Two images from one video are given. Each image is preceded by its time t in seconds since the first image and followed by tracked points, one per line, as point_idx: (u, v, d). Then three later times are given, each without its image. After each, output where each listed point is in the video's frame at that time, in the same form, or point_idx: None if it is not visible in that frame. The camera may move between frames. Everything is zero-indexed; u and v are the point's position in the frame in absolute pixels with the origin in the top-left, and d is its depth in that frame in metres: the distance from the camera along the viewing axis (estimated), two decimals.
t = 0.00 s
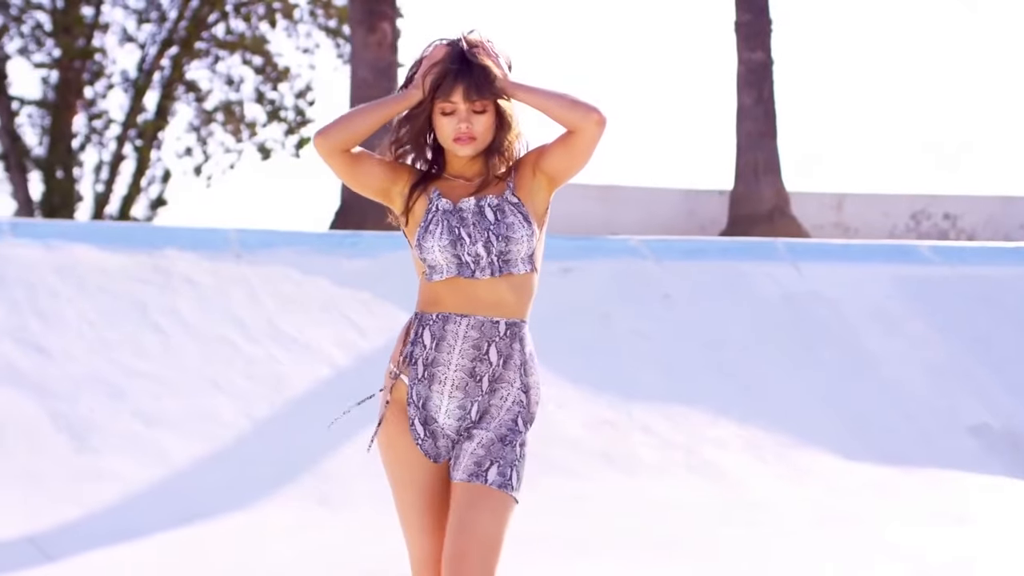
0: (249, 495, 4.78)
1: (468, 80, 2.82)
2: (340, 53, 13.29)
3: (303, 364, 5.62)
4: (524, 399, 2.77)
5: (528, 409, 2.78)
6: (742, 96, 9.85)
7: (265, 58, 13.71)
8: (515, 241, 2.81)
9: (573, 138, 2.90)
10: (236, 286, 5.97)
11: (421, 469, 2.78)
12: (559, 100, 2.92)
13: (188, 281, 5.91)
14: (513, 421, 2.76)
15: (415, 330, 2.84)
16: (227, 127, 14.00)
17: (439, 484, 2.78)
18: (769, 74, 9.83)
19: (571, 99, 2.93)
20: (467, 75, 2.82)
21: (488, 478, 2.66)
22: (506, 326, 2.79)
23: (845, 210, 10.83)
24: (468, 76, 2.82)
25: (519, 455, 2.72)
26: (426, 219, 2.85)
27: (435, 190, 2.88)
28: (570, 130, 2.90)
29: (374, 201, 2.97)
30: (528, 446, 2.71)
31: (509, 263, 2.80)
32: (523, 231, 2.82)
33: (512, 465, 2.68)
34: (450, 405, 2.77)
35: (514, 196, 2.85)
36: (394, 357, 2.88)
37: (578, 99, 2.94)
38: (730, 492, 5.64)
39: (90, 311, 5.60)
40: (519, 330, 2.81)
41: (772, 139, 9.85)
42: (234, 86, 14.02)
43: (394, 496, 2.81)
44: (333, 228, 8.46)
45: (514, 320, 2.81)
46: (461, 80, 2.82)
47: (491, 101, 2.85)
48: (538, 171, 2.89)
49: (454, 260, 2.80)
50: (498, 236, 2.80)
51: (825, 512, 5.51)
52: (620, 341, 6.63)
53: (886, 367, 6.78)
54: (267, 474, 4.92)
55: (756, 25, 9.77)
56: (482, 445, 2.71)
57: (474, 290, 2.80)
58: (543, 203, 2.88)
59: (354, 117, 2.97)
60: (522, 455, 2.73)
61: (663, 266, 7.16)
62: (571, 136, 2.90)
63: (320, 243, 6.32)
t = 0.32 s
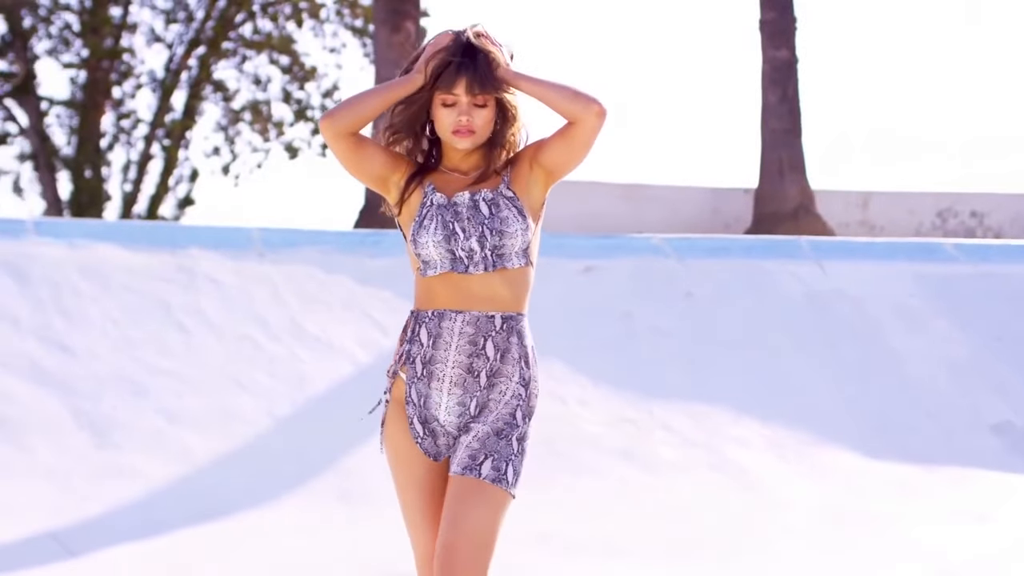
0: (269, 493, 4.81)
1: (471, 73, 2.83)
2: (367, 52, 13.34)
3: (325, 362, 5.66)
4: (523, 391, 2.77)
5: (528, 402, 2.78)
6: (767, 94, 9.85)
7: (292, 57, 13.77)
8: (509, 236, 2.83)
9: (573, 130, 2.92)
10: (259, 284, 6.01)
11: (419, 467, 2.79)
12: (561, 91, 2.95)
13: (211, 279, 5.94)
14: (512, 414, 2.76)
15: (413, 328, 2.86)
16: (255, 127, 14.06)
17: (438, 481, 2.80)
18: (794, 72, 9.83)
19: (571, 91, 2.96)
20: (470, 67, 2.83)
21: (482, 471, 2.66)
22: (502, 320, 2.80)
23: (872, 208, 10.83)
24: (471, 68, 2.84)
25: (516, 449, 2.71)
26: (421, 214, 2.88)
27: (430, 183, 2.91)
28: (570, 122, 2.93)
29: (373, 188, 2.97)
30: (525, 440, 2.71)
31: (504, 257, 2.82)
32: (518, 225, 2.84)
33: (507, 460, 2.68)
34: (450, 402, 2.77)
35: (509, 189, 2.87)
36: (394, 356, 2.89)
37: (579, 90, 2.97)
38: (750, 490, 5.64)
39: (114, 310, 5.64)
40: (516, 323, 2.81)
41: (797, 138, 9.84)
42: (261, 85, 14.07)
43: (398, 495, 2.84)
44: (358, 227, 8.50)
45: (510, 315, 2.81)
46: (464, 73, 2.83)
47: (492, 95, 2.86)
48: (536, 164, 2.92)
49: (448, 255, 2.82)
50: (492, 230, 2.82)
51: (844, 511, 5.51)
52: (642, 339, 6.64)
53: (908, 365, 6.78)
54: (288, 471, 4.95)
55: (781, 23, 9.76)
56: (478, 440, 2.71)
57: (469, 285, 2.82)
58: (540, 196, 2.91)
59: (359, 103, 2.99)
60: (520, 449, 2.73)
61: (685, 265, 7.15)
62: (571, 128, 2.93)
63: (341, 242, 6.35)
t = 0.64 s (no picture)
0: (286, 492, 4.83)
1: (475, 70, 2.84)
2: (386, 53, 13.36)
3: (341, 360, 5.68)
4: (522, 389, 2.78)
5: (528, 400, 2.79)
6: (786, 93, 9.85)
7: (312, 57, 13.80)
8: (505, 234, 2.84)
9: (573, 126, 2.95)
10: (276, 283, 6.03)
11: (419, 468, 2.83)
12: (563, 86, 2.97)
13: (229, 279, 5.96)
14: (513, 413, 2.77)
15: (411, 328, 2.87)
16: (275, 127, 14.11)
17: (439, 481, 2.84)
18: (812, 71, 9.82)
19: (572, 86, 2.98)
20: (475, 65, 2.84)
21: (485, 476, 2.69)
22: (499, 318, 2.80)
23: (891, 207, 10.83)
24: (476, 66, 2.84)
25: (518, 451, 2.74)
26: (418, 212, 2.89)
27: (428, 180, 2.93)
28: (570, 118, 2.96)
29: (372, 182, 2.99)
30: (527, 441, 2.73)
31: (500, 255, 2.83)
32: (514, 223, 2.85)
33: (509, 463, 2.71)
34: (450, 402, 2.78)
35: (506, 188, 2.89)
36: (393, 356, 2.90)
37: (581, 86, 3.00)
38: (766, 489, 5.64)
39: (131, 309, 5.67)
40: (514, 321, 2.81)
41: (816, 136, 9.84)
42: (281, 85, 14.12)
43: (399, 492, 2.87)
44: (376, 227, 8.52)
45: (508, 312, 2.82)
46: (469, 70, 2.84)
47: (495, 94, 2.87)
48: (535, 163, 2.94)
49: (444, 254, 2.83)
50: (488, 228, 2.84)
51: (861, 511, 5.49)
52: (659, 338, 6.64)
53: (926, 364, 6.77)
54: (304, 471, 4.97)
55: (801, 22, 9.75)
56: (479, 442, 2.73)
57: (466, 283, 2.82)
58: (538, 194, 2.93)
59: (364, 93, 3.01)
60: (522, 450, 2.75)
61: (702, 265, 7.13)
62: (572, 123, 2.96)
63: (359, 241, 6.37)
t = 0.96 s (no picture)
0: (309, 491, 4.87)
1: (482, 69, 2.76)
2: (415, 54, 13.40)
3: (364, 360, 5.72)
4: (523, 392, 2.68)
5: (529, 403, 2.69)
6: (812, 93, 9.84)
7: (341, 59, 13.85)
8: (501, 234, 2.74)
9: (573, 125, 2.84)
10: (300, 284, 6.07)
11: (422, 472, 2.74)
12: (565, 83, 2.87)
13: (254, 280, 6.00)
14: (515, 417, 2.67)
15: (410, 332, 2.76)
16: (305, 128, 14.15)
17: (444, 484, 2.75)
18: (839, 70, 9.82)
19: (575, 83, 2.88)
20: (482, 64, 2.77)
21: (492, 484, 2.59)
22: (496, 319, 2.70)
23: (919, 206, 10.79)
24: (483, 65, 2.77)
25: (523, 455, 2.64)
26: (414, 211, 2.79)
27: (424, 179, 2.83)
28: (570, 115, 2.85)
29: (372, 178, 2.89)
30: (532, 446, 2.63)
31: (495, 255, 2.73)
32: (510, 224, 2.75)
33: (515, 469, 2.61)
34: (450, 406, 2.69)
35: (504, 188, 2.79)
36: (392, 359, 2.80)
37: (584, 85, 2.89)
38: (789, 489, 5.64)
39: (156, 309, 5.71)
40: (512, 321, 2.71)
41: (843, 136, 9.83)
42: (310, 87, 14.18)
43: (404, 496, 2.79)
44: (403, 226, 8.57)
45: (505, 313, 2.71)
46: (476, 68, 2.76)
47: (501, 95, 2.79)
48: (535, 164, 2.83)
49: (439, 254, 2.73)
50: (483, 229, 2.73)
51: (884, 510, 5.49)
52: (684, 338, 6.63)
53: (952, 364, 6.76)
54: (326, 470, 5.01)
55: (827, 22, 9.76)
56: (483, 449, 2.63)
57: (462, 285, 2.72)
58: (537, 197, 2.83)
59: (378, 82, 2.89)
60: (528, 454, 2.65)
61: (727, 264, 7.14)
62: (572, 122, 2.85)
63: (383, 241, 6.39)
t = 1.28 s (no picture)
0: (333, 490, 4.89)
1: (489, 71, 2.77)
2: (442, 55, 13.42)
3: (387, 360, 5.75)
4: (525, 395, 2.66)
5: (531, 405, 2.67)
6: (838, 92, 9.82)
7: (368, 60, 13.89)
8: (499, 235, 2.72)
9: (574, 125, 2.83)
10: (324, 284, 6.09)
11: (425, 476, 2.74)
12: (566, 81, 2.87)
13: (279, 281, 6.02)
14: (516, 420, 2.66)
15: (410, 333, 2.74)
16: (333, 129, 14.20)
17: (447, 486, 2.74)
18: (866, 69, 9.79)
19: (577, 81, 2.88)
20: (488, 66, 2.77)
21: (497, 492, 2.59)
22: (496, 320, 2.68)
23: (947, 206, 10.75)
24: (489, 67, 2.77)
25: (527, 461, 2.64)
26: (413, 212, 2.78)
27: (424, 179, 2.81)
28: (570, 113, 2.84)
29: (374, 176, 2.88)
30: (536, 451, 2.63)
31: (494, 256, 2.71)
32: (509, 224, 2.73)
33: (520, 476, 2.61)
34: (451, 408, 2.67)
35: (504, 189, 2.77)
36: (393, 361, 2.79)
37: (586, 83, 2.88)
38: (813, 489, 5.64)
39: (179, 309, 5.73)
40: (512, 322, 2.69)
41: (869, 135, 9.80)
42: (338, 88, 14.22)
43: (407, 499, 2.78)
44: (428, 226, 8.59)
45: (505, 314, 2.69)
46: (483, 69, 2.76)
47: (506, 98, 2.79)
48: (536, 165, 2.81)
49: (437, 255, 2.72)
50: (482, 230, 2.72)
51: (908, 511, 5.47)
52: (708, 338, 6.61)
53: (978, 364, 6.74)
54: (349, 470, 5.03)
55: (853, 21, 9.74)
56: (486, 454, 2.62)
57: (460, 286, 2.71)
58: (538, 200, 2.81)
59: (385, 76, 2.88)
60: (531, 458, 2.64)
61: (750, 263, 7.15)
62: (572, 121, 2.83)
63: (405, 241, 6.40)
